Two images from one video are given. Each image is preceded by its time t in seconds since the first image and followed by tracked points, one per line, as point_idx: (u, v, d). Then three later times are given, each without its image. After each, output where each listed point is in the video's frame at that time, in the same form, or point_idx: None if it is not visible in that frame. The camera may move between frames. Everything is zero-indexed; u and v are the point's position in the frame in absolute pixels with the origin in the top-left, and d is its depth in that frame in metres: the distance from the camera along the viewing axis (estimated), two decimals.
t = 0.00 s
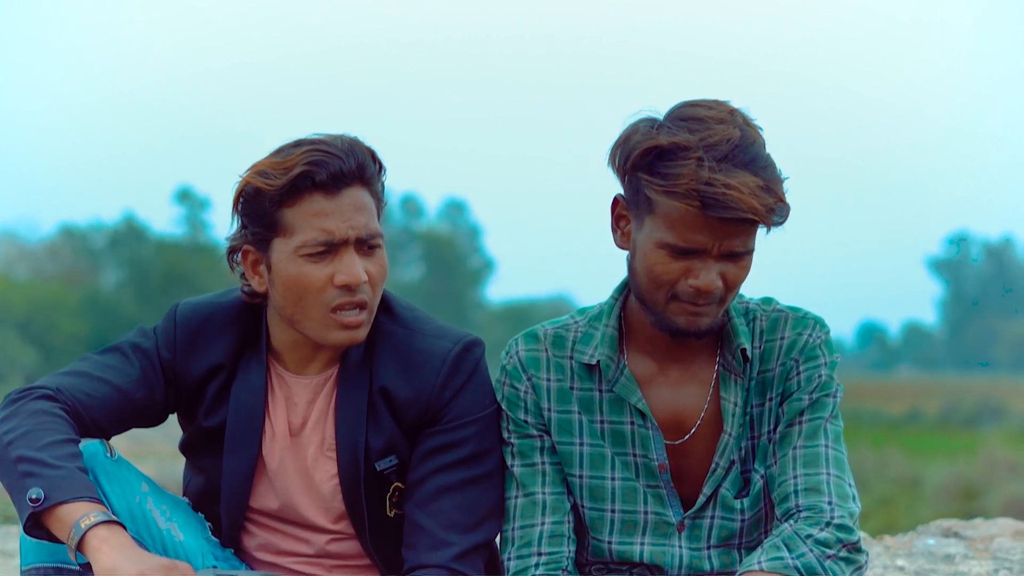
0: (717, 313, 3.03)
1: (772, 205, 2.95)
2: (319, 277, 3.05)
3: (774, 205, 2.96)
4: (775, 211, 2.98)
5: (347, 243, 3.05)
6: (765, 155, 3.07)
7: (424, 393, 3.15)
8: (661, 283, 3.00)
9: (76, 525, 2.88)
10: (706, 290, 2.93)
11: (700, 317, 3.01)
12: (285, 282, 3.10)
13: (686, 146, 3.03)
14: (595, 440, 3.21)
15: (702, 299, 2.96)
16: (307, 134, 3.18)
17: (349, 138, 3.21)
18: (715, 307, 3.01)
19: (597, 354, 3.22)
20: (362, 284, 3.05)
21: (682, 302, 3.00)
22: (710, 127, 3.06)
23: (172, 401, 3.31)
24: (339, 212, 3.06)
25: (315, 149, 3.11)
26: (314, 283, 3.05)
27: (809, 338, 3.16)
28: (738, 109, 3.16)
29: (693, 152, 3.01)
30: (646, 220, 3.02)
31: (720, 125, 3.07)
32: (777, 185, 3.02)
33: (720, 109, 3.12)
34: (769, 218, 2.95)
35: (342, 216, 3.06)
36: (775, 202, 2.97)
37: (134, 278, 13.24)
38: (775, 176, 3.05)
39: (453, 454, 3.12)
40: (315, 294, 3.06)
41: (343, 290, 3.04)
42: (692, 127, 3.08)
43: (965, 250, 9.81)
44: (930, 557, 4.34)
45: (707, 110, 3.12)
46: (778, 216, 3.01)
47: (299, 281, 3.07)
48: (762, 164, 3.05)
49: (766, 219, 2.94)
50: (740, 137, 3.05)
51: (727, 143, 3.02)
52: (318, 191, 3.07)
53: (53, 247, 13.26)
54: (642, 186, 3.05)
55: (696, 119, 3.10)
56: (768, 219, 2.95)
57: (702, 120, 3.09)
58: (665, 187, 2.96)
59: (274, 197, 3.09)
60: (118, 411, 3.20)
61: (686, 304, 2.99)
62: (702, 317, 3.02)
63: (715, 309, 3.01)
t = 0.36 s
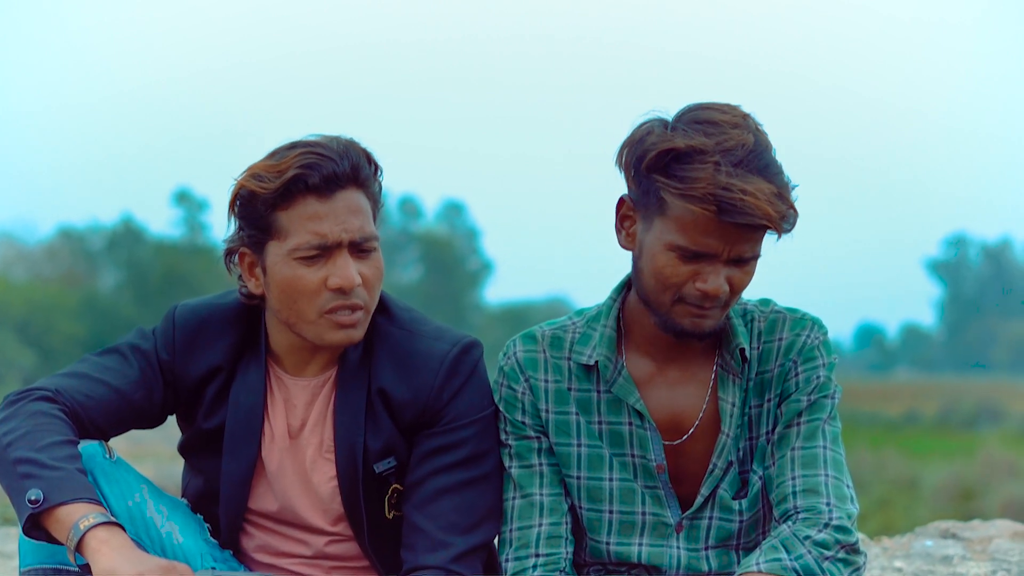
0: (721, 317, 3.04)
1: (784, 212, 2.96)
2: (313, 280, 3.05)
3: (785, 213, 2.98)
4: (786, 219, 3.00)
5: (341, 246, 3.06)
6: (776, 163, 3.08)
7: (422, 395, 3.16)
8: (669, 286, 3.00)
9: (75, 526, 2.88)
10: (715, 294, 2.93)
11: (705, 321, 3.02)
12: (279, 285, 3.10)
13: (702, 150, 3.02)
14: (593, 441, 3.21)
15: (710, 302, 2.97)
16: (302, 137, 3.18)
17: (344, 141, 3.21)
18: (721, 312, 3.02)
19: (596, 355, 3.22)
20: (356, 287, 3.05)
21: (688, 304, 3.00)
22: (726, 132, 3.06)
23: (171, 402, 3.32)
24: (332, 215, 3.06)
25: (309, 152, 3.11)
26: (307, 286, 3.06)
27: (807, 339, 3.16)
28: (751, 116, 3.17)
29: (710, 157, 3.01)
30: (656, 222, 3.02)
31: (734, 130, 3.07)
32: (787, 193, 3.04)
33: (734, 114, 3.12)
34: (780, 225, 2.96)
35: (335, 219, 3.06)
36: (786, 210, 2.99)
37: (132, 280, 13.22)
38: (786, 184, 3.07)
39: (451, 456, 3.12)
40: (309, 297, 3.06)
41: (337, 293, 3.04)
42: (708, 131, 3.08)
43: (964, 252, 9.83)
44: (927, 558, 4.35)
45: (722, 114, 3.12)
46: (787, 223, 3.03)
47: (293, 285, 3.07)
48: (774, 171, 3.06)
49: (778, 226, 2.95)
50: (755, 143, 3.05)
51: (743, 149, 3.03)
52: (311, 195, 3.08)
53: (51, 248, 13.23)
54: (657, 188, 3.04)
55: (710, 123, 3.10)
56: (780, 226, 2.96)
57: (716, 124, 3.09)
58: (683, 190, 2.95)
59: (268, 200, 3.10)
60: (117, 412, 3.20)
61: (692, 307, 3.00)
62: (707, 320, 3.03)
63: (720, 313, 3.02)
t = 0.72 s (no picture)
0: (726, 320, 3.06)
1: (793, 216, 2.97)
2: (288, 294, 3.06)
3: (795, 216, 2.99)
4: (795, 223, 3.01)
5: (315, 260, 3.05)
6: (785, 168, 3.09)
7: (422, 397, 3.16)
8: (679, 289, 3.01)
9: (76, 526, 2.88)
10: (722, 297, 2.94)
11: (710, 323, 3.04)
12: (259, 299, 3.12)
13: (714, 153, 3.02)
14: (595, 440, 3.21)
15: (716, 305, 2.98)
16: (282, 148, 3.19)
17: (324, 149, 3.20)
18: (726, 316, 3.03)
19: (597, 354, 3.22)
20: (332, 300, 3.05)
21: (698, 308, 3.01)
22: (736, 135, 3.06)
23: (172, 403, 3.32)
24: (305, 230, 3.06)
25: (284, 166, 3.11)
26: (284, 300, 3.07)
27: (809, 339, 3.17)
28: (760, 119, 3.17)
29: (722, 160, 3.01)
30: (664, 224, 3.03)
31: (745, 134, 3.07)
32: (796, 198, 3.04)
33: (742, 117, 3.12)
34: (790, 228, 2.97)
35: (308, 234, 3.06)
36: (795, 214, 2.99)
37: (131, 280, 13.21)
38: (794, 188, 3.08)
39: (450, 457, 3.12)
40: (286, 311, 3.07)
41: (312, 307, 3.05)
42: (718, 133, 3.07)
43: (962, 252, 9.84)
44: (927, 558, 4.35)
45: (731, 117, 3.12)
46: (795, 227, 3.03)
47: (271, 298, 3.09)
48: (783, 175, 3.06)
49: (787, 229, 2.95)
50: (764, 147, 3.06)
51: (753, 152, 3.03)
52: (285, 209, 3.08)
53: (49, 248, 13.22)
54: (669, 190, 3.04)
55: (721, 126, 3.10)
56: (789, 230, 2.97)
57: (727, 127, 3.09)
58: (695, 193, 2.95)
59: (244, 214, 3.11)
60: (119, 413, 3.20)
61: (699, 310, 3.01)
62: (712, 323, 3.04)
63: (725, 316, 3.03)
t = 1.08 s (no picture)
0: (694, 318, 3.05)
1: (748, 218, 2.91)
2: (316, 279, 3.05)
3: (753, 219, 2.93)
4: (755, 226, 2.95)
5: (343, 243, 3.06)
6: (768, 171, 3.03)
7: (418, 393, 3.15)
8: (639, 277, 3.04)
9: (72, 524, 2.87)
10: (674, 290, 2.95)
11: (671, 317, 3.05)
12: (281, 286, 3.10)
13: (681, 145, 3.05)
14: (596, 438, 3.20)
15: (672, 298, 2.99)
16: (295, 137, 3.17)
17: (339, 139, 3.21)
18: (690, 312, 3.03)
19: (599, 351, 3.22)
20: (360, 283, 3.07)
21: (655, 299, 3.03)
22: (713, 132, 3.05)
23: (169, 402, 3.31)
24: (334, 214, 3.07)
25: (308, 151, 3.10)
26: (310, 285, 3.06)
27: (811, 339, 3.16)
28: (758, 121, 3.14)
29: (685, 152, 3.03)
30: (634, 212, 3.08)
31: (724, 132, 3.06)
32: (766, 202, 2.98)
33: (734, 117, 3.10)
34: (744, 230, 2.92)
35: (338, 217, 3.07)
36: (756, 217, 2.94)
37: (128, 279, 13.19)
38: (769, 193, 3.01)
39: (446, 453, 3.11)
40: (312, 295, 3.06)
41: (340, 290, 3.05)
42: (696, 128, 3.08)
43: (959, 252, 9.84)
44: (925, 557, 4.35)
45: (722, 116, 3.11)
46: (760, 231, 2.97)
47: (296, 284, 3.07)
48: (759, 178, 3.01)
49: (741, 230, 2.91)
50: (741, 147, 3.02)
51: (722, 150, 3.01)
52: (312, 193, 3.07)
53: (48, 248, 13.24)
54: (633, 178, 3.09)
55: (705, 122, 3.10)
56: (743, 231, 2.92)
57: (709, 124, 3.09)
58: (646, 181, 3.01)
59: (268, 200, 3.08)
60: (115, 412, 3.19)
61: (660, 302, 3.03)
62: (674, 317, 3.05)
63: (686, 312, 3.03)
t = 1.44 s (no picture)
0: (666, 315, 3.05)
1: (683, 210, 2.89)
2: (326, 275, 3.05)
3: (690, 214, 2.90)
4: (692, 221, 2.92)
5: (353, 240, 3.07)
6: (720, 167, 3.00)
7: (416, 390, 3.15)
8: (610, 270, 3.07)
9: (70, 523, 2.86)
10: (632, 283, 2.98)
11: (642, 312, 3.06)
12: (291, 282, 3.09)
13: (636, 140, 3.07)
14: (599, 435, 3.20)
15: (633, 292, 3.01)
16: (302, 134, 3.16)
17: (344, 137, 3.21)
18: (660, 308, 3.03)
19: (603, 349, 3.21)
20: (370, 280, 3.07)
21: (622, 291, 3.05)
22: (669, 126, 3.06)
23: (167, 399, 3.30)
24: (344, 211, 3.07)
25: (317, 148, 3.10)
26: (320, 282, 3.06)
27: (815, 338, 3.16)
28: (727, 118, 3.12)
29: (635, 145, 3.05)
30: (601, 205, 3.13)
31: (682, 127, 3.06)
32: (710, 197, 2.94)
33: (700, 114, 3.11)
34: (679, 223, 2.90)
35: (349, 214, 3.07)
36: (693, 211, 2.91)
37: (126, 279, 13.18)
38: (716, 189, 2.97)
39: (445, 450, 3.10)
40: (322, 292, 3.06)
41: (351, 287, 3.05)
42: (655, 122, 3.10)
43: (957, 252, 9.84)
44: (925, 556, 4.35)
45: (690, 113, 3.11)
46: (700, 226, 2.93)
47: (306, 281, 3.07)
48: (707, 172, 2.98)
49: (675, 223, 2.90)
50: (694, 142, 3.01)
51: (670, 144, 3.01)
52: (323, 190, 3.07)
53: (45, 248, 13.23)
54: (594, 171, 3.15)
55: (667, 117, 3.11)
56: (678, 225, 2.90)
57: (669, 119, 3.09)
58: (599, 175, 3.07)
59: (279, 196, 3.07)
60: (113, 410, 3.19)
61: (626, 296, 3.05)
62: (645, 313, 3.06)
63: (652, 307, 3.03)
